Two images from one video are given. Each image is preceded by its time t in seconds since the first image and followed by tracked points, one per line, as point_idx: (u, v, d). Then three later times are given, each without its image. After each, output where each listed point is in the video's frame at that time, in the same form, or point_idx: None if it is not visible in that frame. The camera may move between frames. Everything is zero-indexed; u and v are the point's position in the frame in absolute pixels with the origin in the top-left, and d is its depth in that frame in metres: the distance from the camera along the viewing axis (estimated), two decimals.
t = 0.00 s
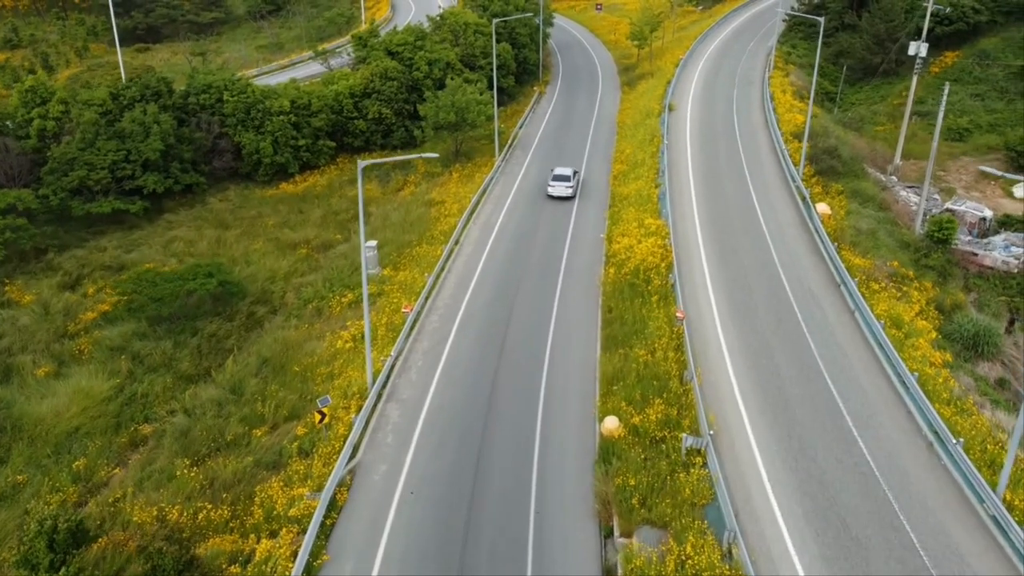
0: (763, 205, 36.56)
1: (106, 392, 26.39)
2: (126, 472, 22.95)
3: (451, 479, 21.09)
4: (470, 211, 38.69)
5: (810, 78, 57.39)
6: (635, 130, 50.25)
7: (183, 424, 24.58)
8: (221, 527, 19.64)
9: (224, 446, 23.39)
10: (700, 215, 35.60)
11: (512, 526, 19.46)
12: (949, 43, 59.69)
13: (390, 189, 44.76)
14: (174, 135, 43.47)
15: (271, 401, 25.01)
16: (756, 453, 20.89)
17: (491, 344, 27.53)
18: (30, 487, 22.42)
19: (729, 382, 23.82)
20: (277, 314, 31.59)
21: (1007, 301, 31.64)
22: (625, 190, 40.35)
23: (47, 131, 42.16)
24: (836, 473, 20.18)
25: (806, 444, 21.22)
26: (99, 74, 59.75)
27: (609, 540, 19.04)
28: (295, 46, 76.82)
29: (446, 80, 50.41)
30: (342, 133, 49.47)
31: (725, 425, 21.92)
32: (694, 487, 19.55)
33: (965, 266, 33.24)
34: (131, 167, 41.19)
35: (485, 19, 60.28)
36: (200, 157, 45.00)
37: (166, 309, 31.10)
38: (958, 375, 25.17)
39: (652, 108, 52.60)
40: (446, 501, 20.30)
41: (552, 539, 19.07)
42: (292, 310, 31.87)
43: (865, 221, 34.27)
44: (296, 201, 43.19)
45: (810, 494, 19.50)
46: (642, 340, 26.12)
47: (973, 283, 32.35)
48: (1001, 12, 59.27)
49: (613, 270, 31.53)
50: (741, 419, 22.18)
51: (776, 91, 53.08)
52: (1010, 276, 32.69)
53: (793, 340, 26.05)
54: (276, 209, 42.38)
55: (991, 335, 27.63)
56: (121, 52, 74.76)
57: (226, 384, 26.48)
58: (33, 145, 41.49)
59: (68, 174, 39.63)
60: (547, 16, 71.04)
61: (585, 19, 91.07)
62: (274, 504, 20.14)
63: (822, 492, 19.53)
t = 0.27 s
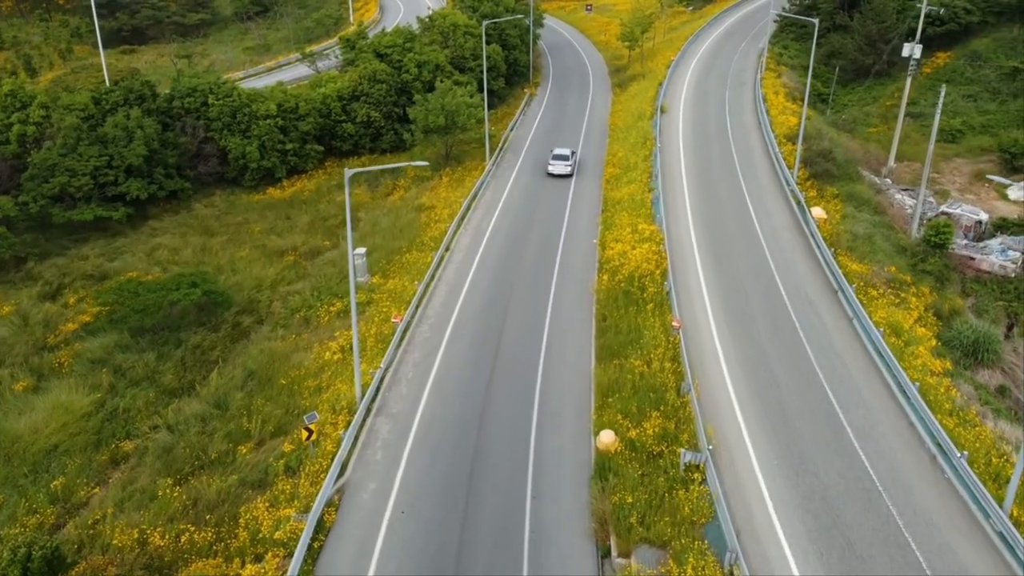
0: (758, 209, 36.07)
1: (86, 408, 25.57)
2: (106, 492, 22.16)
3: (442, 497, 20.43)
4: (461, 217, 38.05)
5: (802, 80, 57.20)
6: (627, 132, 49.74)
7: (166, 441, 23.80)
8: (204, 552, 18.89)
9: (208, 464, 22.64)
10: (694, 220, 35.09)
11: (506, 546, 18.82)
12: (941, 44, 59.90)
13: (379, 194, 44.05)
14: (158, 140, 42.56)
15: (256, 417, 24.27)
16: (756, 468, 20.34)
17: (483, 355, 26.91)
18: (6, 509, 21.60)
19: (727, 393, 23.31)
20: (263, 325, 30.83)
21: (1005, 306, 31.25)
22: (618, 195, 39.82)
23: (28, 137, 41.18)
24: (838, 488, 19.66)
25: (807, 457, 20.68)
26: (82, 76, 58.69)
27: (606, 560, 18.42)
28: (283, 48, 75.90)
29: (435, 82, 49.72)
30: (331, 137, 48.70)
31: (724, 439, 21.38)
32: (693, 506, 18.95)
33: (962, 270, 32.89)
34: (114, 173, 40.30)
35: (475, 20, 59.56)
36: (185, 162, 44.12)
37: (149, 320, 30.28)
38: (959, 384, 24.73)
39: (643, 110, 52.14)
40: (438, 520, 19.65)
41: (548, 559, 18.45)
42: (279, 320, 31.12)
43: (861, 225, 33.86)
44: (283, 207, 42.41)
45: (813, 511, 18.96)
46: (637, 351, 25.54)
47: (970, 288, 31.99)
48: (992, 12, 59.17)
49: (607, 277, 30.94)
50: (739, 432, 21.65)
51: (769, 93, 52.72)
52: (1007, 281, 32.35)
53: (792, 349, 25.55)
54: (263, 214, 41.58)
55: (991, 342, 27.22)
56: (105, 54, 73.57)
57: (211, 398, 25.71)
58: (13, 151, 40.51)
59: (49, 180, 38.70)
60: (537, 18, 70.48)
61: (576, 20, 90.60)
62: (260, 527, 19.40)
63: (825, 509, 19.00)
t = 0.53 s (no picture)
0: (753, 213, 35.60)
1: (66, 424, 24.73)
2: (86, 512, 21.37)
3: (433, 515, 19.76)
4: (452, 222, 37.40)
5: (793, 81, 57.00)
6: (619, 134, 49.24)
7: (149, 459, 23.03)
8: None
9: (192, 482, 21.89)
10: (689, 225, 34.59)
11: (500, 566, 18.18)
12: (933, 44, 59.59)
13: (369, 199, 43.35)
14: (142, 145, 41.63)
15: (242, 432, 23.55)
16: (757, 484, 19.78)
17: (475, 366, 26.25)
18: None
19: (725, 404, 22.79)
20: (250, 335, 30.08)
21: (1004, 311, 30.94)
22: (611, 199, 39.29)
23: (8, 142, 40.18)
24: (841, 504, 19.13)
25: (808, 471, 20.13)
26: (65, 79, 57.60)
27: None
28: (270, 49, 74.92)
29: (425, 85, 49.04)
30: (319, 140, 47.91)
31: (724, 452, 20.83)
32: (693, 524, 18.37)
33: (959, 275, 32.51)
34: (96, 179, 39.36)
35: (465, 21, 58.87)
36: (170, 167, 43.22)
37: (132, 331, 29.45)
38: (960, 393, 24.30)
39: (636, 112, 51.66)
40: (430, 539, 18.98)
41: None
42: (266, 329, 30.39)
43: (858, 230, 33.44)
44: (271, 212, 41.63)
45: (817, 528, 18.41)
46: (633, 361, 24.98)
47: (968, 293, 31.62)
48: (983, 13, 59.08)
49: (601, 284, 30.37)
50: (739, 445, 21.12)
51: (761, 95, 52.36)
52: (1005, 285, 32.00)
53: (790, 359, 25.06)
54: (250, 220, 40.79)
55: (992, 349, 26.79)
56: (90, 56, 72.39)
57: (195, 413, 24.93)
58: None
59: (29, 187, 37.74)
60: (528, 19, 69.88)
61: (566, 21, 90.08)
62: (245, 551, 18.68)
63: (828, 526, 18.43)
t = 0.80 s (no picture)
0: (749, 218, 35.14)
1: (45, 441, 23.89)
2: (64, 534, 20.58)
3: (425, 535, 19.13)
4: (443, 228, 36.75)
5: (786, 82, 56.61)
6: (612, 137, 48.72)
7: (130, 477, 22.24)
8: None
9: (175, 502, 21.13)
10: (684, 230, 34.11)
11: None
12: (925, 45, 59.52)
13: (358, 203, 42.64)
14: (126, 150, 40.68)
15: (227, 449, 22.80)
16: (759, 501, 19.24)
17: (467, 377, 25.63)
18: None
19: (724, 416, 22.26)
20: (236, 346, 29.32)
21: (1003, 317, 30.60)
22: (604, 203, 38.74)
23: None
24: (846, 521, 18.60)
25: (811, 487, 19.62)
26: (48, 82, 56.53)
27: None
28: (258, 51, 73.97)
29: (415, 87, 48.30)
30: (307, 144, 47.11)
31: (724, 468, 20.28)
32: (694, 544, 17.80)
33: (957, 279, 32.13)
34: (78, 186, 38.40)
35: (455, 23, 58.14)
36: (154, 173, 42.30)
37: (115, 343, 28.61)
38: (963, 402, 23.86)
39: (628, 114, 51.14)
40: (422, 561, 18.34)
41: None
42: (252, 340, 29.63)
43: (855, 234, 33.01)
44: (258, 218, 40.84)
45: (821, 547, 17.86)
46: (629, 371, 24.42)
47: (966, 298, 31.24)
48: (975, 13, 58.90)
49: (595, 292, 29.80)
50: (739, 460, 20.58)
51: (754, 96, 51.97)
52: (1004, 290, 31.63)
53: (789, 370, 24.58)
54: (237, 226, 39.98)
55: (993, 357, 26.37)
56: (74, 58, 71.25)
57: (179, 428, 24.16)
58: None
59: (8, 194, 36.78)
60: (518, 20, 69.27)
61: (556, 21, 89.54)
62: None
63: (833, 544, 17.90)
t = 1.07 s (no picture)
0: (744, 222, 34.66)
1: (22, 459, 23.02)
2: (41, 558, 19.77)
3: (417, 555, 18.49)
4: (434, 234, 36.06)
5: (779, 83, 56.27)
6: (604, 140, 48.18)
7: (111, 497, 21.45)
8: None
9: (157, 523, 20.34)
10: (679, 235, 33.59)
11: None
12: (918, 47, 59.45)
13: (347, 208, 41.94)
14: (109, 155, 39.72)
15: (212, 467, 22.04)
16: (761, 518, 18.70)
17: (460, 388, 25.00)
18: None
19: (724, 429, 21.69)
20: (222, 357, 28.55)
21: (1002, 322, 30.28)
22: (597, 208, 38.16)
23: None
24: (851, 538, 18.05)
25: (814, 503, 19.09)
26: (30, 85, 55.43)
27: None
28: (245, 53, 72.96)
29: (404, 90, 47.68)
30: (295, 148, 46.30)
31: (725, 485, 19.70)
32: (695, 565, 17.22)
33: (956, 284, 31.76)
34: (60, 193, 37.47)
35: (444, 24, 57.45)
36: (138, 178, 41.37)
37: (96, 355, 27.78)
38: (966, 412, 23.40)
39: (620, 117, 50.59)
40: None
41: None
42: (238, 351, 28.85)
43: (852, 239, 32.57)
44: (245, 224, 40.03)
45: (826, 566, 17.30)
46: (626, 383, 23.83)
47: (965, 303, 30.89)
48: (967, 13, 58.73)
49: (589, 300, 29.22)
50: (741, 476, 20.01)
51: (748, 98, 51.55)
52: (1003, 294, 31.29)
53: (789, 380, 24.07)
54: (223, 233, 39.14)
55: (995, 364, 25.94)
56: (57, 60, 70.06)
57: (162, 445, 23.36)
58: None
59: None
60: (508, 21, 68.64)
61: (547, 22, 88.96)
62: None
63: (838, 562, 17.37)
